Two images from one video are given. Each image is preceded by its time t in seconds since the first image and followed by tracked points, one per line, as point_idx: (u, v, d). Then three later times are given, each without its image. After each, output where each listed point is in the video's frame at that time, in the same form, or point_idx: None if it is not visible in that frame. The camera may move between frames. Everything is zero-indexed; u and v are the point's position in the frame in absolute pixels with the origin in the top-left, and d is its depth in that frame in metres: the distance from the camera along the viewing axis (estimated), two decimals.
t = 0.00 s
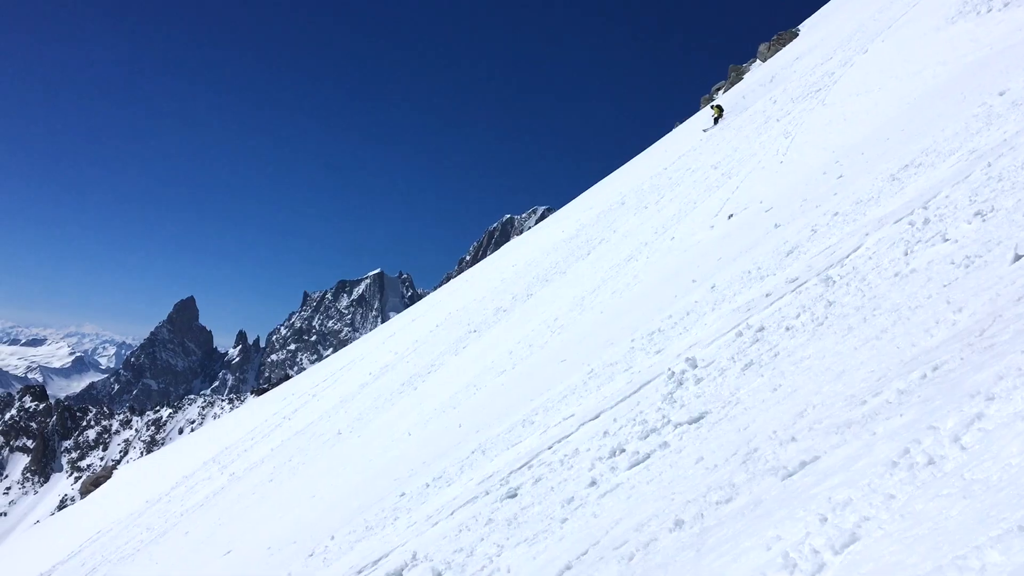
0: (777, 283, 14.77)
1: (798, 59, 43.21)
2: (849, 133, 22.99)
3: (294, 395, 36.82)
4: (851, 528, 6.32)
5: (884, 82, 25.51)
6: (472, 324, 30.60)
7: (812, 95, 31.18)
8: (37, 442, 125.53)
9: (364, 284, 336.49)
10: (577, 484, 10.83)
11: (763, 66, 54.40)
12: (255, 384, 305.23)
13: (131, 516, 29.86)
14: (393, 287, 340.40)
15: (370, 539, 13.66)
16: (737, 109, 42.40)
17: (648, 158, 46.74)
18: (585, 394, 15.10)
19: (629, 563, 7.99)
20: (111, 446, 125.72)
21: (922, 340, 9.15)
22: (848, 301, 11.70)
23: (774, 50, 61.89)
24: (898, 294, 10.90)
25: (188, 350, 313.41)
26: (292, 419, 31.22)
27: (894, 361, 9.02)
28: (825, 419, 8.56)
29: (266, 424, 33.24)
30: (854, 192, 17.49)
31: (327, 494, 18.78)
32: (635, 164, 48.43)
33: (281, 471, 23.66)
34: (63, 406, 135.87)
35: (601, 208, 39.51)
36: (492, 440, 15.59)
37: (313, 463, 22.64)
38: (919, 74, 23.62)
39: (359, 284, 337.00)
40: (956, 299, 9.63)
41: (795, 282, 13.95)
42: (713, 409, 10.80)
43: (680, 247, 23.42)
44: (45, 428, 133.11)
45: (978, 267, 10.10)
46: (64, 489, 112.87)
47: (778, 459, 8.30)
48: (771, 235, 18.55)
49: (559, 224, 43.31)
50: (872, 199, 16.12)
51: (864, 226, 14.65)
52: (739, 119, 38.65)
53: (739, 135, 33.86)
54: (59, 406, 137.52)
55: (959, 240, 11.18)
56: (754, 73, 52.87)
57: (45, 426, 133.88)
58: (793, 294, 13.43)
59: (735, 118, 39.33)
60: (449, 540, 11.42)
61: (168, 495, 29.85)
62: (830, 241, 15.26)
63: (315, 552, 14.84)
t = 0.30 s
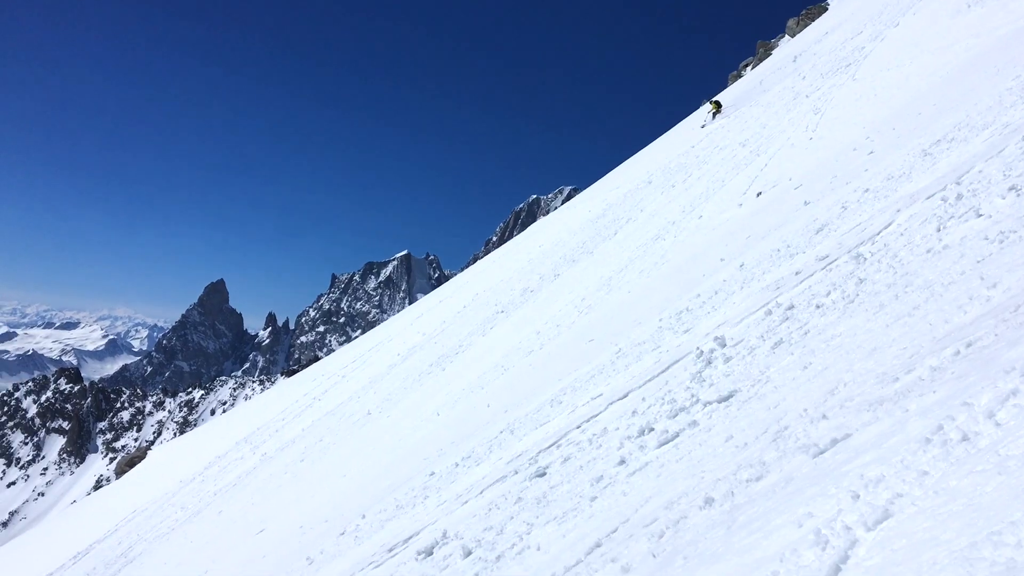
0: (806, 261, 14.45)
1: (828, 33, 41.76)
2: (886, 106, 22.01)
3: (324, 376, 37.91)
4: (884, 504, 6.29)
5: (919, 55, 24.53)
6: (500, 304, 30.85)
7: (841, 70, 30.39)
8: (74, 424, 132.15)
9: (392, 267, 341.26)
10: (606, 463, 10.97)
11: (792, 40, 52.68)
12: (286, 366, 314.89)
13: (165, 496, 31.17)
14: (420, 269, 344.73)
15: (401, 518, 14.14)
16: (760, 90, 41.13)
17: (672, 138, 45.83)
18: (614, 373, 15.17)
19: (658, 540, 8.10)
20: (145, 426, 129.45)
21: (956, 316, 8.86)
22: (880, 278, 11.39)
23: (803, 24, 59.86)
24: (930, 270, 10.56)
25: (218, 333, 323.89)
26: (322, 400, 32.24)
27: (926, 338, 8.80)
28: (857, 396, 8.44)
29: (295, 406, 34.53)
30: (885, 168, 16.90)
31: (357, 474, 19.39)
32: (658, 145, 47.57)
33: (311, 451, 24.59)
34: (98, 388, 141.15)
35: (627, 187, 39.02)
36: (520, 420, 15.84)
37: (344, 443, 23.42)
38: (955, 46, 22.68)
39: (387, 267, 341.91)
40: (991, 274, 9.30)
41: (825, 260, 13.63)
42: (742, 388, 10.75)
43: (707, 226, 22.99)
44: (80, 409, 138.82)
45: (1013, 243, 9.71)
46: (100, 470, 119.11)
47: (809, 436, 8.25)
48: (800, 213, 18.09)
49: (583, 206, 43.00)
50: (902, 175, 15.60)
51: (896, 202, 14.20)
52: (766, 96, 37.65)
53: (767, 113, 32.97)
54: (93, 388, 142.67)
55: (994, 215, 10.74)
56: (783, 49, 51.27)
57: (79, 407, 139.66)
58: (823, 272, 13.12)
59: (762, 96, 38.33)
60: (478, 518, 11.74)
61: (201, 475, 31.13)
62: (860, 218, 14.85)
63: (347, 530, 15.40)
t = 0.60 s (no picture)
0: (840, 243, 14.09)
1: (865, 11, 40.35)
2: (923, 86, 21.43)
3: (355, 358, 38.91)
4: (919, 488, 6.22)
5: (963, 33, 23.58)
6: (530, 288, 30.95)
7: (878, 50, 29.81)
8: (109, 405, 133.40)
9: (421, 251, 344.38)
10: (637, 446, 11.05)
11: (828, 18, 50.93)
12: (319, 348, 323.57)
13: (199, 476, 32.50)
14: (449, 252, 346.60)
15: (432, 499, 14.57)
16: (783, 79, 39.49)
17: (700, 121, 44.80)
18: (644, 356, 15.15)
19: (690, 523, 8.18)
20: (178, 408, 126.51)
21: (994, 300, 8.60)
22: (915, 261, 11.07)
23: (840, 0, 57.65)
24: (968, 253, 10.24)
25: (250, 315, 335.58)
26: (353, 381, 33.26)
27: (964, 321, 8.57)
28: (892, 379, 8.29)
29: (326, 387, 35.63)
30: (922, 149, 16.30)
31: (387, 456, 19.95)
32: (684, 130, 46.63)
33: (343, 432, 25.42)
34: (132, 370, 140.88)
35: (658, 169, 38.29)
36: (551, 403, 16.01)
37: (374, 425, 24.10)
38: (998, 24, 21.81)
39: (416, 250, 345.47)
40: None
41: (860, 242, 13.27)
42: (775, 371, 10.64)
43: (740, 208, 22.48)
44: (116, 389, 137.63)
45: None
46: (136, 451, 117.51)
47: (844, 420, 8.14)
48: (835, 194, 17.57)
49: (610, 190, 42.54)
50: (939, 156, 15.07)
51: (932, 183, 13.78)
52: (800, 76, 36.62)
53: (801, 94, 32.08)
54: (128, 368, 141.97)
55: None
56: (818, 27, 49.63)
57: (116, 387, 138.75)
58: (858, 255, 12.78)
59: (796, 76, 37.31)
60: (509, 500, 12.00)
61: (234, 456, 32.37)
62: (896, 200, 14.43)
63: (379, 511, 15.88)
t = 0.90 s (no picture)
0: (872, 232, 13.81)
1: None
2: (960, 74, 20.83)
3: (384, 347, 39.78)
4: (955, 477, 6.15)
5: (1004, 16, 22.83)
6: (558, 277, 30.99)
7: (910, 36, 29.22)
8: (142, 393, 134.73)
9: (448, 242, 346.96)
10: (667, 435, 11.10)
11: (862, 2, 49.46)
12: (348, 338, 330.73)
13: (230, 463, 33.71)
14: (477, 242, 347.86)
15: (460, 486, 14.90)
16: (803, 74, 38.06)
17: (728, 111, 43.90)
18: (673, 346, 15.10)
19: (720, 511, 8.24)
20: (209, 397, 131.04)
21: None
22: (950, 249, 10.81)
23: None
24: (1005, 241, 9.97)
25: (280, 304, 347.99)
26: (382, 370, 34.09)
27: (1001, 309, 8.37)
28: (926, 368, 8.15)
29: (356, 376, 36.48)
30: (957, 137, 15.84)
31: (416, 446, 20.39)
32: (711, 121, 45.81)
33: (372, 421, 26.09)
34: (165, 358, 142.10)
35: (688, 158, 37.62)
36: (578, 393, 16.15)
37: (403, 414, 24.66)
38: None
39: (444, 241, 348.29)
40: None
41: (893, 232, 12.99)
42: (807, 360, 10.51)
43: (769, 198, 22.10)
44: (148, 378, 141.36)
45: None
46: (168, 439, 120.15)
47: (877, 410, 8.05)
48: (867, 183, 17.17)
49: (636, 181, 42.07)
50: (975, 143, 14.69)
51: (967, 171, 13.44)
52: (832, 63, 35.75)
53: (832, 82, 31.43)
54: (160, 358, 144.16)
55: None
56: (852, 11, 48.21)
57: (148, 376, 142.30)
58: (891, 244, 12.52)
59: (828, 62, 36.39)
60: (538, 489, 12.21)
61: (265, 443, 33.51)
62: (930, 188, 14.08)
63: (407, 499, 16.30)
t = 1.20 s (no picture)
0: (899, 230, 13.55)
1: None
2: (993, 68, 20.31)
3: (408, 344, 40.29)
4: (986, 478, 6.08)
5: None
6: (582, 275, 30.91)
7: (938, 32, 28.51)
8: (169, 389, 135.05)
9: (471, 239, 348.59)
10: (691, 434, 11.06)
11: None
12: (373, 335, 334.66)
13: (257, 458, 34.56)
14: (500, 240, 348.42)
15: (484, 484, 15.06)
16: (831, 71, 36.73)
17: (751, 109, 43.23)
18: (698, 344, 15.01)
19: (746, 511, 8.20)
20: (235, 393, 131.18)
21: None
22: (980, 247, 10.62)
23: None
24: None
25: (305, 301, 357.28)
26: (406, 367, 34.59)
27: None
28: (955, 368, 8.05)
29: (380, 374, 37.07)
30: (988, 134, 15.47)
31: (439, 443, 20.62)
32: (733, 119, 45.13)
33: (396, 418, 26.51)
34: (190, 355, 143.47)
35: (713, 155, 37.06)
36: (602, 390, 16.18)
37: (426, 411, 25.01)
38: None
39: (467, 239, 350.10)
40: None
41: (920, 229, 12.75)
42: (833, 359, 10.36)
43: (795, 195, 21.73)
44: (176, 373, 142.77)
45: None
46: (195, 434, 119.42)
47: (904, 409, 7.94)
48: (895, 180, 16.81)
49: (658, 180, 41.66)
50: (1006, 139, 14.37)
51: (999, 167, 13.15)
52: (858, 58, 35.03)
53: (858, 78, 30.84)
54: (186, 354, 146.03)
55: None
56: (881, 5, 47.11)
57: (176, 372, 143.05)
58: (919, 242, 12.28)
59: (855, 57, 35.66)
60: (562, 487, 12.26)
61: (291, 439, 34.27)
62: (959, 184, 13.79)
63: (431, 495, 16.52)
